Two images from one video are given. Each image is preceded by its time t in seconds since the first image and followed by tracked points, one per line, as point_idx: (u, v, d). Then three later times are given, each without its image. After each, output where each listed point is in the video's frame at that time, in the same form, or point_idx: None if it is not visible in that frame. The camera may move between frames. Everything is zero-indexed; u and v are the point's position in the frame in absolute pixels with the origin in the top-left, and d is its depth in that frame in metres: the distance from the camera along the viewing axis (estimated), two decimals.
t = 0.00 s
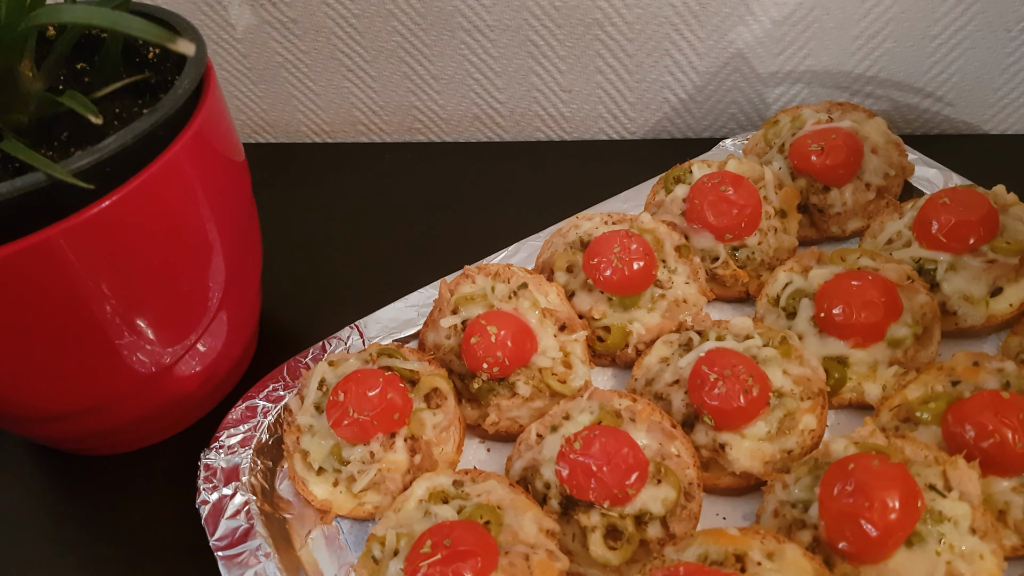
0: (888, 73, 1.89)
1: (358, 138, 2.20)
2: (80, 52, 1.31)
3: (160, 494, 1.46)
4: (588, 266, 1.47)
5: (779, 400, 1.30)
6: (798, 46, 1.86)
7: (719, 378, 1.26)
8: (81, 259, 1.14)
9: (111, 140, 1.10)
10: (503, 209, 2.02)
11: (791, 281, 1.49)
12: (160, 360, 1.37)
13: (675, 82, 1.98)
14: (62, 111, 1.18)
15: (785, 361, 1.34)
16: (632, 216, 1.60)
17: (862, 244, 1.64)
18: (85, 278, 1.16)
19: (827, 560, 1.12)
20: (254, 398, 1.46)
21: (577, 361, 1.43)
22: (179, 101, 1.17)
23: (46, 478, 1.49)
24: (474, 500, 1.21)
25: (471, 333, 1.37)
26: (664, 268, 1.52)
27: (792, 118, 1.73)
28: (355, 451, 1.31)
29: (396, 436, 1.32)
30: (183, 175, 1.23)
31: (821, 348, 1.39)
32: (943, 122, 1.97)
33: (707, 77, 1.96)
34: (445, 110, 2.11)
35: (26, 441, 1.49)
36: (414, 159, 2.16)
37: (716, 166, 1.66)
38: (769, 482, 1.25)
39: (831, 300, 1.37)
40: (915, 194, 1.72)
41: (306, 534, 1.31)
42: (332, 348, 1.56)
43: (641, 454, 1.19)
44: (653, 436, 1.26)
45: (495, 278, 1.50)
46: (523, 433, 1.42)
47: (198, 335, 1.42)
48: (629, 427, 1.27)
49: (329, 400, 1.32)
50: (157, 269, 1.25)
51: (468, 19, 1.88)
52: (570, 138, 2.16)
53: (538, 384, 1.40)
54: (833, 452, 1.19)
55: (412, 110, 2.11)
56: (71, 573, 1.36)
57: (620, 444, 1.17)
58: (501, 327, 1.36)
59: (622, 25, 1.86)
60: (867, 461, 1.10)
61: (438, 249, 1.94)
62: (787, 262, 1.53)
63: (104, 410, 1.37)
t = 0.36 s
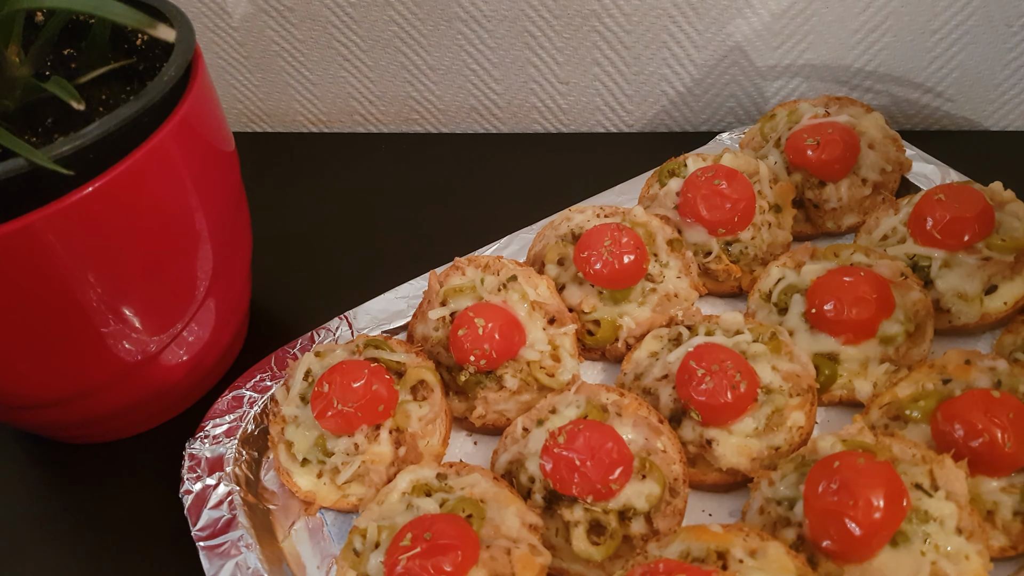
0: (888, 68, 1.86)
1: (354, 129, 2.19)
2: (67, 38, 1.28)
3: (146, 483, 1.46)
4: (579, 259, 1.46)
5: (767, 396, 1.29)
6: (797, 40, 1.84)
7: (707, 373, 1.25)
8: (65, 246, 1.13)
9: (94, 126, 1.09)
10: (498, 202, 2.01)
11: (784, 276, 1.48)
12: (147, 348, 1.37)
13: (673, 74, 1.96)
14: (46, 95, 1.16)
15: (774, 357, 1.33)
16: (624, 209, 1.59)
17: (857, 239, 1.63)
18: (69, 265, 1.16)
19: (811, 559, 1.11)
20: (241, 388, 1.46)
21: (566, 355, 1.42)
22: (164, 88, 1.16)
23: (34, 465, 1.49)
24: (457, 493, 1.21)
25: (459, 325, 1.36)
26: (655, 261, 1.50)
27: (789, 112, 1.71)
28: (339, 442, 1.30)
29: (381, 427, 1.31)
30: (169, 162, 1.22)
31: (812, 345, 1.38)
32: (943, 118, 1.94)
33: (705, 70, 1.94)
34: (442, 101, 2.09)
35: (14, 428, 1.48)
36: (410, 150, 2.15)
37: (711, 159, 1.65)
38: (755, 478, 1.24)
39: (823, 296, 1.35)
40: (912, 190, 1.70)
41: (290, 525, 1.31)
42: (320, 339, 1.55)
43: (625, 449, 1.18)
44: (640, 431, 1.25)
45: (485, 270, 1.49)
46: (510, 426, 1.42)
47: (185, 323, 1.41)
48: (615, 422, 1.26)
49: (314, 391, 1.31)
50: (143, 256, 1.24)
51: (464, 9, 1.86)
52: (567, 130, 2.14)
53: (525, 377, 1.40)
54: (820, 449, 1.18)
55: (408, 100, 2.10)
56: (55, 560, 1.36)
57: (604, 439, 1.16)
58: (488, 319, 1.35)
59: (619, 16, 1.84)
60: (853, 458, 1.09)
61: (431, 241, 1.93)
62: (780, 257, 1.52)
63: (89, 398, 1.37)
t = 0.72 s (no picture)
0: (887, 73, 1.85)
1: (353, 127, 2.18)
2: (60, 34, 1.27)
3: (136, 481, 1.46)
4: (572, 263, 1.46)
5: (757, 403, 1.29)
6: (797, 44, 1.83)
7: (697, 379, 1.25)
8: (54, 244, 1.13)
9: (83, 124, 1.09)
10: (494, 202, 2.01)
11: (777, 283, 1.47)
12: (137, 346, 1.37)
13: (672, 77, 1.95)
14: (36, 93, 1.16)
15: (765, 364, 1.32)
16: (619, 212, 1.58)
17: (853, 246, 1.62)
18: (58, 264, 1.16)
19: (797, 569, 1.10)
20: (231, 387, 1.47)
21: (557, 358, 1.42)
22: (154, 87, 1.16)
23: (26, 462, 1.50)
24: (443, 497, 1.21)
25: (450, 328, 1.36)
26: (649, 266, 1.50)
27: (786, 117, 1.71)
28: (327, 444, 1.30)
29: (369, 430, 1.31)
30: (160, 161, 1.22)
31: (804, 352, 1.37)
32: (943, 123, 1.93)
33: (704, 73, 1.93)
34: (441, 100, 2.09)
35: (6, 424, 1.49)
36: (408, 149, 2.15)
37: (707, 163, 1.64)
38: (744, 486, 1.23)
39: (816, 302, 1.35)
40: (909, 197, 1.69)
41: (276, 527, 1.32)
42: (312, 339, 1.56)
43: (613, 455, 1.18)
44: (628, 437, 1.25)
45: (477, 272, 1.49)
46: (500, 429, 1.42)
47: (176, 322, 1.41)
48: (604, 427, 1.26)
49: (303, 392, 1.31)
50: (133, 255, 1.24)
51: (463, 10, 1.86)
52: (565, 132, 2.14)
53: (516, 380, 1.39)
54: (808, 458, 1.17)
55: (407, 100, 2.09)
56: (44, 557, 1.36)
57: (591, 445, 1.16)
58: (479, 322, 1.35)
59: (618, 18, 1.84)
60: (841, 468, 1.09)
61: (427, 241, 1.93)
62: (775, 263, 1.51)
63: (79, 395, 1.37)
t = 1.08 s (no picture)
0: (890, 71, 1.83)
1: (353, 117, 2.18)
2: (53, 15, 1.27)
3: (123, 464, 1.46)
4: (566, 255, 1.45)
5: (747, 399, 1.28)
6: (799, 40, 1.82)
7: (686, 373, 1.24)
8: (42, 224, 1.13)
9: (73, 103, 1.08)
10: (491, 194, 2.00)
11: (772, 279, 1.46)
12: (126, 329, 1.37)
13: (673, 72, 1.94)
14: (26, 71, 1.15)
15: (756, 359, 1.31)
16: (614, 205, 1.57)
17: (850, 244, 1.60)
18: (46, 244, 1.15)
19: (781, 566, 1.09)
20: (220, 373, 1.46)
21: (547, 351, 1.41)
22: (145, 67, 1.16)
23: (15, 443, 1.50)
24: (427, 487, 1.20)
25: (440, 317, 1.35)
26: (642, 259, 1.49)
27: (786, 113, 1.69)
28: (313, 430, 1.30)
29: (355, 418, 1.31)
30: (150, 141, 1.22)
31: (797, 349, 1.36)
32: (945, 123, 1.91)
33: (705, 68, 1.92)
34: (441, 91, 2.08)
35: None
36: (407, 140, 2.14)
37: (705, 158, 1.63)
38: (731, 482, 1.22)
39: (810, 299, 1.33)
40: (909, 196, 1.68)
41: (261, 513, 1.31)
42: (303, 327, 1.55)
43: (599, 447, 1.17)
44: (616, 430, 1.24)
45: (470, 262, 1.48)
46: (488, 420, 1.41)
47: (166, 305, 1.41)
48: (592, 420, 1.25)
49: (290, 378, 1.31)
50: (122, 236, 1.24)
51: None
52: (565, 125, 2.13)
53: (506, 372, 1.38)
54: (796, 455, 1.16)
55: (407, 90, 2.08)
56: (29, 538, 1.36)
57: (577, 437, 1.15)
58: (469, 312, 1.34)
59: (620, 11, 1.82)
60: (827, 465, 1.07)
61: (423, 231, 1.92)
62: (770, 260, 1.50)
63: (67, 376, 1.37)
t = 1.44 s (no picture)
0: (885, 73, 1.83)
1: (348, 113, 2.18)
2: (45, 7, 1.27)
3: (111, 457, 1.46)
4: (555, 253, 1.45)
5: (733, 399, 1.28)
6: (794, 41, 1.81)
7: (672, 372, 1.24)
8: (31, 215, 1.13)
9: (60, 95, 1.08)
10: (484, 190, 2.00)
11: (761, 279, 1.46)
12: (115, 321, 1.37)
13: (668, 71, 1.94)
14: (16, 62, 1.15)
15: (742, 360, 1.31)
16: (605, 204, 1.57)
17: (842, 245, 1.60)
18: (36, 235, 1.16)
19: (762, 566, 1.09)
20: (208, 366, 1.47)
21: (535, 349, 1.41)
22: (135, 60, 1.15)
23: (4, 434, 1.50)
24: (411, 482, 1.20)
25: (427, 314, 1.35)
26: (632, 258, 1.49)
27: (779, 113, 1.69)
28: (299, 425, 1.30)
29: (341, 413, 1.31)
30: (141, 134, 1.22)
31: (784, 349, 1.36)
32: (940, 126, 1.91)
33: (700, 68, 1.92)
34: (436, 88, 2.07)
35: None
36: (402, 136, 2.14)
37: (697, 158, 1.63)
38: (715, 482, 1.22)
39: (798, 300, 1.33)
40: (901, 198, 1.67)
41: (246, 507, 1.32)
42: (292, 321, 1.56)
43: (583, 445, 1.17)
44: (600, 428, 1.24)
45: (459, 259, 1.48)
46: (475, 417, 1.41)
47: (155, 298, 1.41)
48: (576, 418, 1.25)
49: (277, 373, 1.31)
50: (112, 228, 1.24)
51: None
52: (561, 124, 2.12)
53: (493, 369, 1.38)
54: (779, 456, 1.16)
55: (402, 86, 2.08)
56: (16, 529, 1.37)
57: (561, 434, 1.15)
58: (457, 309, 1.34)
59: (615, 10, 1.82)
60: (809, 466, 1.07)
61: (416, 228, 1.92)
62: (760, 260, 1.50)
63: (55, 368, 1.37)
